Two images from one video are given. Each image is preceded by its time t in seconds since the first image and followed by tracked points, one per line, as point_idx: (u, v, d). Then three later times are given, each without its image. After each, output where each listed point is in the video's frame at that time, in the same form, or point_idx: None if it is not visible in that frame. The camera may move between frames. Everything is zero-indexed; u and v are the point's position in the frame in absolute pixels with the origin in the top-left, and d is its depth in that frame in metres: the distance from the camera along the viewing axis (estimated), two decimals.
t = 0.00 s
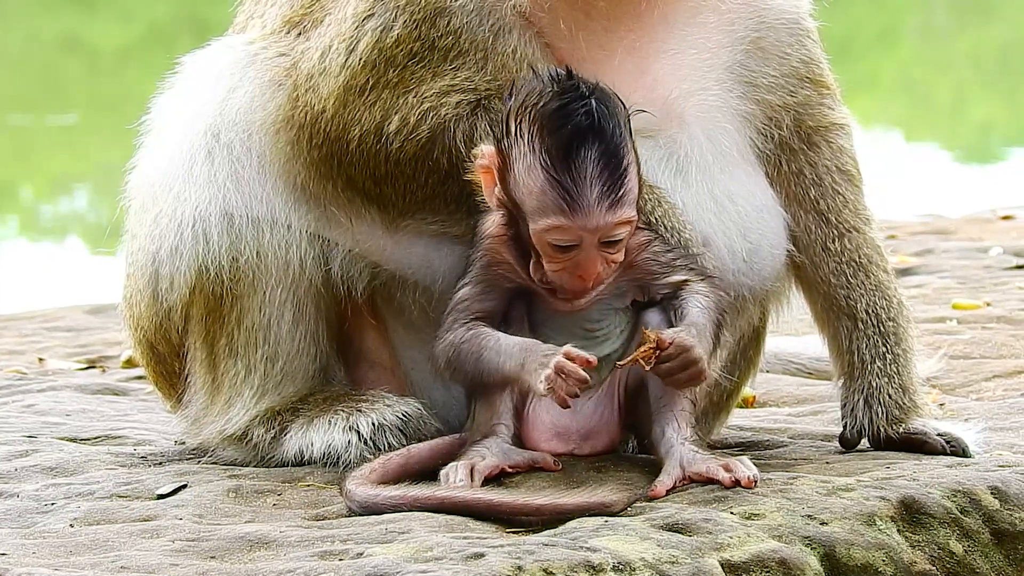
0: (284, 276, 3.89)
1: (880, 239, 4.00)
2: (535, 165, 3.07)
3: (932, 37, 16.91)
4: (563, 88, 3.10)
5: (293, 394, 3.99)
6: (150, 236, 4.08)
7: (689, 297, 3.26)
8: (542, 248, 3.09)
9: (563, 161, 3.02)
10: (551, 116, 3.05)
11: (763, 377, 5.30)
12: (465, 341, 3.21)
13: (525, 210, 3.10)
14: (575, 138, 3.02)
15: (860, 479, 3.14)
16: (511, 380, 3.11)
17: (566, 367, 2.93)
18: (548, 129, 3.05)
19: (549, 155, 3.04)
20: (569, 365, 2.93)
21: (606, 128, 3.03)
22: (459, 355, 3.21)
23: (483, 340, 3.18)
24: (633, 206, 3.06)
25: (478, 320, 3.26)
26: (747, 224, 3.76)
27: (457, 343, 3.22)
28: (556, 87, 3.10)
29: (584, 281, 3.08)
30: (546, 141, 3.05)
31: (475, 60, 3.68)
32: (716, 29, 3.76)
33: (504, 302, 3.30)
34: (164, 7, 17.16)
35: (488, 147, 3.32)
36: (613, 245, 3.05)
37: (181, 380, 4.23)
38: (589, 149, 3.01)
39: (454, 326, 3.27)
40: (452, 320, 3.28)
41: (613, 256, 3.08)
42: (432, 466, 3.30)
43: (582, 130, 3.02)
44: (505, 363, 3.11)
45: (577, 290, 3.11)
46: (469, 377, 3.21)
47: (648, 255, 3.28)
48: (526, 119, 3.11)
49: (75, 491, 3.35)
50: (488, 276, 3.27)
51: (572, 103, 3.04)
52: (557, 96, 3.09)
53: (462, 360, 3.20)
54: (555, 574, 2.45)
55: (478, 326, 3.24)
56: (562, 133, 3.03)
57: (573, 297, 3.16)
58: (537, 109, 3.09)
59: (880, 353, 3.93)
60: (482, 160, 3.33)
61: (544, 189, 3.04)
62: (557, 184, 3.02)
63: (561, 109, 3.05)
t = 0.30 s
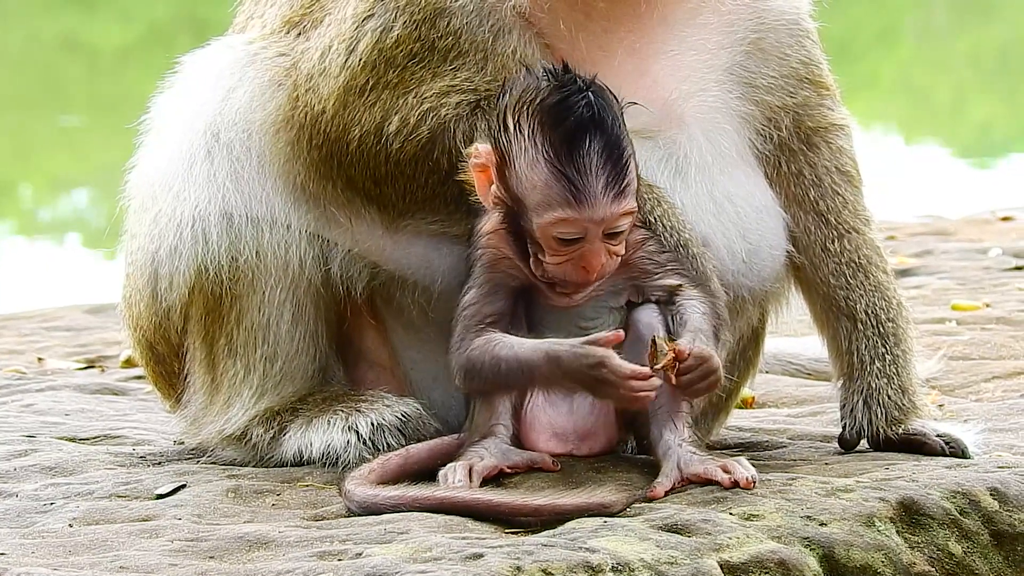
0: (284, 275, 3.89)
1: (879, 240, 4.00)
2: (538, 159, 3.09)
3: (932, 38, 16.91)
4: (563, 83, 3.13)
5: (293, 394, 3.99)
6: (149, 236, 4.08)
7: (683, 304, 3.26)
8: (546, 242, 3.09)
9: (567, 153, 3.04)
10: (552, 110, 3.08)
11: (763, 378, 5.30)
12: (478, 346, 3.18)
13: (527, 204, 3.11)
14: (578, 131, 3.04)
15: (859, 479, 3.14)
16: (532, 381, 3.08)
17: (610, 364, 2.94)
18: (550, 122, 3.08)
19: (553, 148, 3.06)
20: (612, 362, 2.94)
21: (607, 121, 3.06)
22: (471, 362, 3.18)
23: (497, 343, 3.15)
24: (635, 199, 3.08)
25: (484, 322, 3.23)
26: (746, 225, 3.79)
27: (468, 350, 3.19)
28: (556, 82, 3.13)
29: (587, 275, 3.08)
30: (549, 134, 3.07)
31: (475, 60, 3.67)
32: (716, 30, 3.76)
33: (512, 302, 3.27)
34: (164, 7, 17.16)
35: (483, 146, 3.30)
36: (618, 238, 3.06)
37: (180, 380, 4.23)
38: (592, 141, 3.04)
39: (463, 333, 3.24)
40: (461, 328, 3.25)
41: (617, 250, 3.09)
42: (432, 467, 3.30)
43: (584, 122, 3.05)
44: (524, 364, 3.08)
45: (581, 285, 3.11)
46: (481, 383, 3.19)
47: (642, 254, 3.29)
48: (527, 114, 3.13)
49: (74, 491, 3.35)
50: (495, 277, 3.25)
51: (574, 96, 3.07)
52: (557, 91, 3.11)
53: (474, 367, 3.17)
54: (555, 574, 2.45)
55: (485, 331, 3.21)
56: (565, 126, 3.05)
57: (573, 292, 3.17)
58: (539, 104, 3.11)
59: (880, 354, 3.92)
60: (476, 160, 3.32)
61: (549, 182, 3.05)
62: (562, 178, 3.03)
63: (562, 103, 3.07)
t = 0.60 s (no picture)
0: (284, 276, 3.89)
1: (879, 241, 3.99)
2: (563, 159, 3.11)
3: (932, 39, 16.91)
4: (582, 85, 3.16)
5: (293, 394, 3.99)
6: (149, 236, 4.08)
7: (689, 325, 3.29)
8: (572, 242, 3.11)
9: (593, 152, 3.07)
10: (575, 110, 3.11)
11: (762, 379, 5.30)
12: (535, 351, 3.12)
13: (551, 205, 3.12)
14: (605, 130, 3.08)
15: (859, 481, 3.14)
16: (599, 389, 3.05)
17: (683, 369, 2.96)
18: (575, 122, 3.10)
19: (579, 148, 3.09)
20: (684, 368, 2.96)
21: (629, 121, 3.11)
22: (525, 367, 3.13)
23: (557, 348, 3.09)
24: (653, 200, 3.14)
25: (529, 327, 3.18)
26: (745, 226, 3.81)
27: (522, 356, 3.14)
28: (575, 83, 3.16)
29: (612, 274, 3.13)
30: (575, 135, 3.10)
31: (475, 61, 3.67)
32: (716, 32, 3.78)
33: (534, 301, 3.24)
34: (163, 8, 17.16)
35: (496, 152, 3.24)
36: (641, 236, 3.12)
37: (180, 381, 4.23)
38: (619, 140, 3.08)
39: (510, 339, 3.17)
40: (506, 334, 3.19)
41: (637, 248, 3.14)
42: (432, 468, 3.30)
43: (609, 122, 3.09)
44: (593, 369, 3.03)
45: (604, 284, 3.15)
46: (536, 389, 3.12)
47: (643, 262, 3.34)
48: (549, 115, 3.16)
49: (74, 491, 3.35)
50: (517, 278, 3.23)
51: (596, 97, 3.11)
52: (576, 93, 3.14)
53: (530, 372, 3.12)
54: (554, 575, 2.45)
55: (532, 336, 3.16)
56: (593, 127, 3.08)
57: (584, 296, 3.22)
58: (561, 104, 3.14)
59: (879, 355, 3.91)
60: (488, 165, 3.25)
61: (579, 182, 3.07)
62: (593, 177, 3.06)
63: (585, 103, 3.11)
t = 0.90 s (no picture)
0: (284, 280, 3.89)
1: (879, 243, 4.00)
2: (590, 168, 3.11)
3: (932, 42, 16.91)
4: (615, 93, 3.14)
5: (293, 398, 3.98)
6: (149, 240, 4.08)
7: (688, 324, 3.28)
8: (591, 250, 3.13)
9: (620, 164, 3.07)
10: (607, 120, 3.10)
11: (763, 382, 5.30)
12: (540, 337, 3.14)
13: (574, 211, 3.13)
14: (634, 144, 3.07)
15: (859, 484, 3.14)
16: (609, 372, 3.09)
17: (690, 346, 3.00)
18: (605, 133, 3.10)
19: (607, 158, 3.08)
20: (692, 344, 3.00)
21: (658, 135, 3.11)
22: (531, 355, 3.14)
23: (562, 333, 3.12)
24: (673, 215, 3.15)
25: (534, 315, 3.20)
26: (744, 229, 3.81)
27: (528, 343, 3.15)
28: (608, 91, 3.14)
29: (625, 285, 3.15)
30: (604, 145, 3.09)
31: (476, 65, 3.68)
32: (716, 34, 3.78)
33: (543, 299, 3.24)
34: (164, 11, 17.17)
35: (521, 153, 3.23)
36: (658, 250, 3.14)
37: (180, 384, 4.23)
38: (647, 154, 3.08)
39: (515, 327, 3.19)
40: (510, 323, 3.20)
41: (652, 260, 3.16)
42: (431, 471, 3.30)
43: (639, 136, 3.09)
44: (602, 352, 3.07)
45: (616, 293, 3.18)
46: (542, 375, 3.14)
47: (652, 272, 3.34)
48: (580, 122, 3.14)
49: (74, 495, 3.35)
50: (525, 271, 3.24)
51: (628, 110, 3.10)
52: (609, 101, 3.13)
53: (536, 359, 3.13)
54: None
55: (536, 324, 3.18)
56: (623, 138, 3.08)
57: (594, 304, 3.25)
58: (592, 113, 3.12)
59: (879, 358, 3.91)
60: (511, 164, 3.24)
61: (604, 191, 3.08)
62: (619, 188, 3.06)
63: (617, 114, 3.10)
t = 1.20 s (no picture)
0: (286, 283, 3.89)
1: (881, 246, 4.01)
2: (591, 154, 3.10)
3: (933, 44, 16.92)
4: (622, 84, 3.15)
5: (295, 400, 3.99)
6: (152, 243, 4.09)
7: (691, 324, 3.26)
8: (593, 232, 3.12)
9: (622, 152, 3.07)
10: (611, 108, 3.10)
11: (764, 385, 5.30)
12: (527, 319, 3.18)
13: (576, 196, 3.13)
14: (635, 133, 3.08)
15: (862, 487, 3.14)
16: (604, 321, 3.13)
17: (677, 270, 3.06)
18: (608, 121, 3.10)
19: (609, 145, 3.08)
20: (674, 264, 3.06)
21: (661, 126, 3.11)
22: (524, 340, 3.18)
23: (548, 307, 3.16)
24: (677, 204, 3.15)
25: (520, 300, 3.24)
26: (745, 232, 3.81)
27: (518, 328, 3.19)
28: (613, 82, 3.14)
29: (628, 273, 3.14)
30: (607, 133, 3.09)
31: (478, 68, 3.69)
32: (718, 38, 3.79)
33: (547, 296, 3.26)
34: (165, 13, 17.18)
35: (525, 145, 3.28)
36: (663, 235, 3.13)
37: (182, 387, 4.23)
38: (649, 141, 3.08)
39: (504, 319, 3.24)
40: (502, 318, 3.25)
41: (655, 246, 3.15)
42: (433, 474, 3.30)
43: (641, 124, 3.09)
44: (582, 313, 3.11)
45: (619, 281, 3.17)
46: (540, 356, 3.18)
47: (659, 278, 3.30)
48: (584, 111, 3.14)
49: (76, 498, 3.36)
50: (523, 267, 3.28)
51: (631, 100, 3.10)
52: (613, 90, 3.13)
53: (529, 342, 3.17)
54: None
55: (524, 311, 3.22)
56: (625, 124, 3.08)
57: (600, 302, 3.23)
58: (597, 102, 3.12)
59: (881, 361, 3.92)
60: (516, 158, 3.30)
61: (604, 175, 3.08)
62: (619, 171, 3.06)
63: (620, 103, 3.10)
